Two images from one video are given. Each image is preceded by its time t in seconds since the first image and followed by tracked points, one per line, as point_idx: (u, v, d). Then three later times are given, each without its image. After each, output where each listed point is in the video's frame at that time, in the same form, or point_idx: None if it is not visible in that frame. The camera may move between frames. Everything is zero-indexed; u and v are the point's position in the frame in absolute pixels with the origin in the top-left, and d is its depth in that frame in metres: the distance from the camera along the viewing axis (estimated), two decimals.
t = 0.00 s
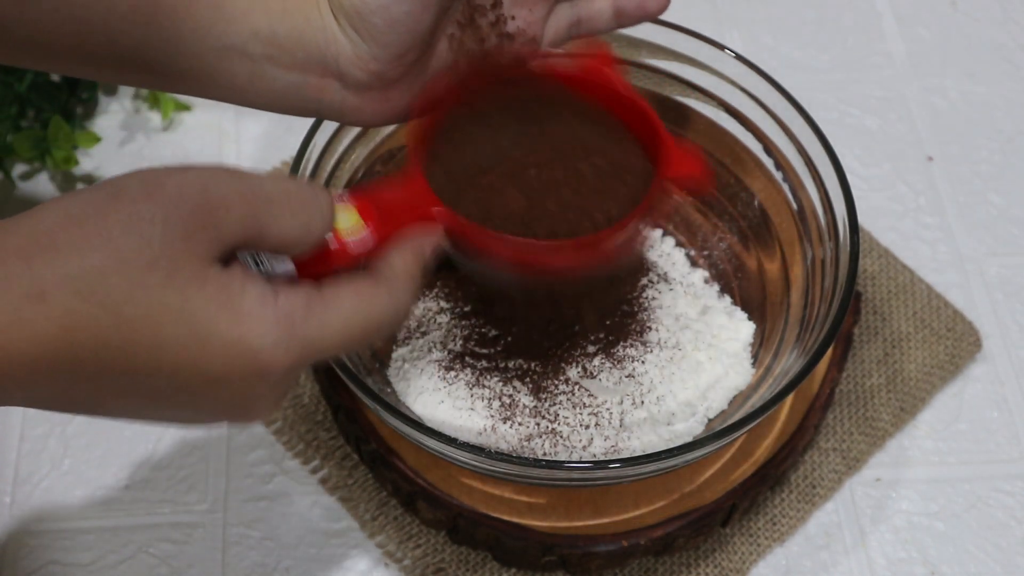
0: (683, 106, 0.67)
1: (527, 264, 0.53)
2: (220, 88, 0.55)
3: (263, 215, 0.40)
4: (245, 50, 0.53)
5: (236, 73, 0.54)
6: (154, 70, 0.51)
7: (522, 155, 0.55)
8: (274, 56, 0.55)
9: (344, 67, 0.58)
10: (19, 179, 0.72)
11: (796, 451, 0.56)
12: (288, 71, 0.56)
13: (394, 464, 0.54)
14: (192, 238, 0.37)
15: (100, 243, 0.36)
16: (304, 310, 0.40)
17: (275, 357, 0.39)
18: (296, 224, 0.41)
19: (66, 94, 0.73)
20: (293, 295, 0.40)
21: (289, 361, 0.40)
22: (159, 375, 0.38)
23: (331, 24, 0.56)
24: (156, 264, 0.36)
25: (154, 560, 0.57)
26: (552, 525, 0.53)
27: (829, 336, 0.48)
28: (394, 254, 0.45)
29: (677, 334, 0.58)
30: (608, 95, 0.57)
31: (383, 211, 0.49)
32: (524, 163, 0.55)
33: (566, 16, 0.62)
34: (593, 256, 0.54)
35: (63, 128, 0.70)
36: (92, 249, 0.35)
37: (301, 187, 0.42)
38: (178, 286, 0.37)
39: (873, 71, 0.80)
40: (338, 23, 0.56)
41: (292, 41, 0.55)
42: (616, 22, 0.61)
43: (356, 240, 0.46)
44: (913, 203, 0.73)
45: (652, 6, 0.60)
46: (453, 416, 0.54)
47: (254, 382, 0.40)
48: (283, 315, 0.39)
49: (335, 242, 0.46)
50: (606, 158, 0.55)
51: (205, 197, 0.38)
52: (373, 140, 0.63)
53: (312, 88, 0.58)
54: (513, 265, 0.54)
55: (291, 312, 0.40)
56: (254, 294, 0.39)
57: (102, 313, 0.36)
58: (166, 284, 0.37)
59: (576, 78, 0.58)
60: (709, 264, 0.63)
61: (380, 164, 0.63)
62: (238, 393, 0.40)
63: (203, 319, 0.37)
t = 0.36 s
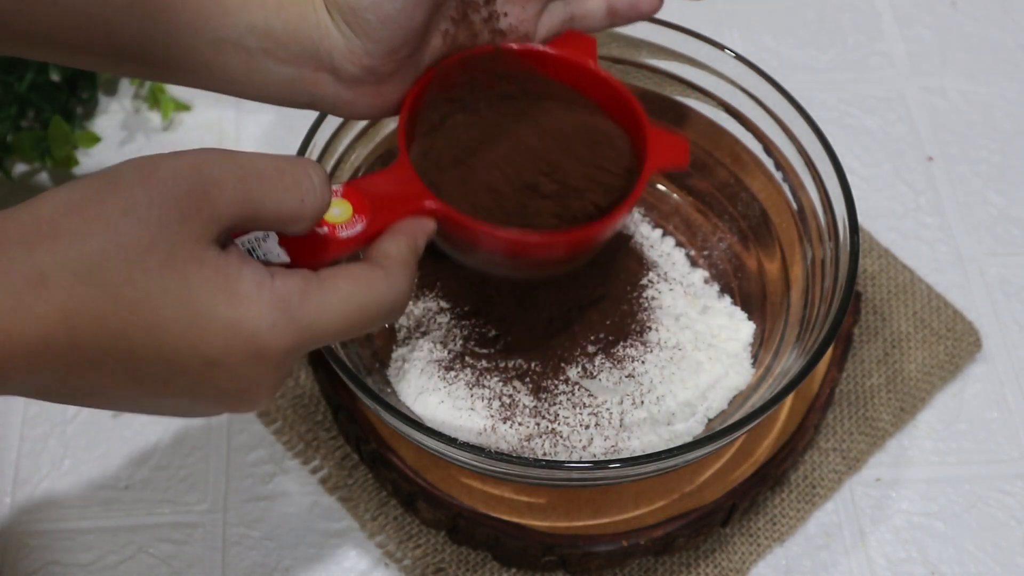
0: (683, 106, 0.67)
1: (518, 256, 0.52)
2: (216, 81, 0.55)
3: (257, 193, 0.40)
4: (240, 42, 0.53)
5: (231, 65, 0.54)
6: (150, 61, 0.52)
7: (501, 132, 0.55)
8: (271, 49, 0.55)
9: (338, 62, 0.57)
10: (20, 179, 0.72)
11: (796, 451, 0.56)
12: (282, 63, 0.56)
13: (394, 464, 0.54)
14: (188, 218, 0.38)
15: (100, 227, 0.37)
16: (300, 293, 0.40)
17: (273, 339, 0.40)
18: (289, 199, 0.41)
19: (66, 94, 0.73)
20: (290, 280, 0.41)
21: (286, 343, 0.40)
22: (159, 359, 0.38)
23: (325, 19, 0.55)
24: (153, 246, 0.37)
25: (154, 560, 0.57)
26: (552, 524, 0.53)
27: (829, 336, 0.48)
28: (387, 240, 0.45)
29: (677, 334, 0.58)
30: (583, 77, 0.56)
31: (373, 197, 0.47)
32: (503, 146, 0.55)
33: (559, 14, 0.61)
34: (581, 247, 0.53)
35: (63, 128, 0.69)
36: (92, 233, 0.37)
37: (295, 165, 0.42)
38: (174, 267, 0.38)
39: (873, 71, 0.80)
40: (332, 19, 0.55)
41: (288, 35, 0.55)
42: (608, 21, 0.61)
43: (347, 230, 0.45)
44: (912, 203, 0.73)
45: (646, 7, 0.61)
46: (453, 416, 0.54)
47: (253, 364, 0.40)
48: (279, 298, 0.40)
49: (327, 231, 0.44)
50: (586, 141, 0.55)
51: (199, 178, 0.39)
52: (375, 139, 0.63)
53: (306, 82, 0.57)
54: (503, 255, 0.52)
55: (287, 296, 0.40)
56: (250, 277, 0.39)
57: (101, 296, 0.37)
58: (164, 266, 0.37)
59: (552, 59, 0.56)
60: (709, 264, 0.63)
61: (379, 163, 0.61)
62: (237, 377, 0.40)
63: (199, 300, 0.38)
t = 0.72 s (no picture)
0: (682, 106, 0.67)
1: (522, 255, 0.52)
2: (213, 69, 0.55)
3: (254, 186, 0.40)
4: (239, 30, 0.53)
5: (228, 52, 0.54)
6: (150, 47, 0.52)
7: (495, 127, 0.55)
8: (268, 36, 0.55)
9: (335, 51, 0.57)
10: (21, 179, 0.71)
11: (796, 451, 0.56)
12: (278, 49, 0.56)
13: (394, 464, 0.54)
14: (184, 207, 0.38)
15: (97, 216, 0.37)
16: (295, 288, 0.40)
17: (266, 332, 0.39)
18: (288, 196, 0.41)
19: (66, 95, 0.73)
20: (285, 274, 0.40)
21: (281, 336, 0.40)
22: (151, 349, 0.38)
23: (323, 8, 0.55)
24: (147, 234, 0.38)
25: (154, 560, 0.57)
26: (552, 524, 0.53)
27: (829, 336, 0.48)
28: (382, 238, 0.45)
29: (677, 334, 0.58)
30: (579, 78, 0.57)
31: (370, 199, 0.48)
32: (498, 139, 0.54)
33: (554, 7, 0.61)
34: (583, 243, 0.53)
35: (63, 128, 0.69)
36: (90, 220, 0.37)
37: (294, 160, 0.42)
38: (169, 256, 0.38)
39: (874, 71, 0.80)
40: (329, 6, 0.55)
41: (286, 21, 0.55)
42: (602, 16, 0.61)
43: (345, 232, 0.46)
44: (913, 203, 0.73)
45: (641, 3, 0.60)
46: (453, 416, 0.54)
47: (245, 359, 0.40)
48: (273, 291, 0.39)
49: (325, 233, 0.46)
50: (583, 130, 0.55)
51: (197, 169, 0.39)
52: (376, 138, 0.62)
53: (303, 69, 0.58)
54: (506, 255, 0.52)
55: (282, 289, 0.40)
56: (245, 270, 0.39)
57: (95, 283, 0.37)
58: (158, 254, 0.38)
59: (548, 56, 0.57)
60: (709, 263, 0.63)
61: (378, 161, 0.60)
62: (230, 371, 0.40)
63: (193, 290, 0.38)
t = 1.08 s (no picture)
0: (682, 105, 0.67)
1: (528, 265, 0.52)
2: (216, 70, 0.55)
3: (249, 183, 0.40)
4: (243, 31, 0.53)
5: (232, 54, 0.54)
6: (151, 48, 0.52)
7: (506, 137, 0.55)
8: (273, 38, 0.55)
9: (341, 55, 0.56)
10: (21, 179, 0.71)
11: (796, 451, 0.56)
12: (284, 52, 0.56)
13: (394, 464, 0.54)
14: (178, 202, 0.39)
15: (91, 208, 0.37)
16: (286, 284, 0.40)
17: (257, 327, 0.39)
18: (284, 194, 0.41)
19: (66, 95, 0.73)
20: (278, 270, 0.40)
21: (271, 333, 0.40)
22: (143, 343, 0.38)
23: (330, 12, 0.54)
24: (142, 227, 0.38)
25: (154, 560, 0.57)
26: (552, 524, 0.53)
27: (829, 336, 0.48)
28: (383, 240, 0.45)
29: (677, 334, 0.58)
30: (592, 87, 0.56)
31: (374, 205, 0.48)
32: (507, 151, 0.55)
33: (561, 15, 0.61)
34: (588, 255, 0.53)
35: (64, 128, 0.69)
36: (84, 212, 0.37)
37: (291, 162, 0.43)
38: (161, 248, 0.38)
39: (873, 71, 0.80)
40: (336, 10, 0.54)
41: (292, 24, 0.54)
42: (610, 26, 0.61)
43: (346, 236, 0.46)
44: (912, 203, 0.73)
45: (647, 12, 0.60)
46: (453, 416, 0.54)
47: (236, 356, 0.40)
48: (266, 288, 0.39)
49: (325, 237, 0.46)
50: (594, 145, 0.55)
51: (192, 165, 0.39)
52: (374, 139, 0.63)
53: (308, 72, 0.57)
54: (511, 263, 0.53)
55: (273, 286, 0.40)
56: (238, 265, 0.39)
57: (86, 274, 0.37)
58: (151, 246, 0.37)
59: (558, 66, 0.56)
60: (709, 263, 0.63)
61: (379, 164, 0.61)
62: (220, 367, 0.40)
63: (185, 282, 0.38)
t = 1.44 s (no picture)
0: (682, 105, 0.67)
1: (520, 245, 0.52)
2: (215, 66, 0.55)
3: (250, 168, 0.40)
4: (244, 28, 0.53)
5: (233, 49, 0.54)
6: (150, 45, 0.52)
7: (492, 124, 0.55)
8: (274, 35, 0.55)
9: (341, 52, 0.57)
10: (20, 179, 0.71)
11: (796, 451, 0.56)
12: (285, 49, 0.56)
13: (394, 464, 0.54)
14: (181, 185, 0.39)
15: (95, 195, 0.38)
16: (293, 264, 0.40)
17: (265, 308, 0.39)
18: (283, 177, 0.41)
19: (66, 95, 0.73)
20: (283, 250, 0.40)
21: (281, 312, 0.40)
22: (150, 327, 0.38)
23: (330, 10, 0.56)
24: (145, 214, 0.38)
25: (154, 560, 0.57)
26: (552, 524, 0.53)
27: (829, 336, 0.48)
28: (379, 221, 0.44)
29: (677, 334, 0.58)
30: (570, 71, 0.57)
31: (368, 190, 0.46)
32: (492, 138, 0.54)
33: (562, 12, 0.61)
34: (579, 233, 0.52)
35: (63, 128, 0.69)
36: (88, 199, 0.37)
37: (291, 146, 0.42)
38: (167, 232, 0.38)
39: (873, 71, 0.80)
40: (337, 8, 0.56)
41: (292, 22, 0.55)
42: (612, 25, 0.61)
43: (340, 221, 0.45)
44: (912, 203, 0.73)
45: (650, 12, 0.60)
46: (453, 416, 0.54)
47: (248, 335, 0.40)
48: (273, 269, 0.40)
49: (320, 222, 0.44)
50: (575, 128, 0.55)
51: (191, 149, 0.39)
52: (374, 139, 0.62)
53: (309, 70, 0.58)
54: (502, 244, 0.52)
55: (280, 266, 0.40)
56: (244, 247, 0.39)
57: (93, 262, 0.37)
58: (157, 230, 0.38)
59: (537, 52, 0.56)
60: (709, 263, 0.63)
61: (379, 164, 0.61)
62: (233, 348, 0.40)
63: (192, 264, 0.38)
